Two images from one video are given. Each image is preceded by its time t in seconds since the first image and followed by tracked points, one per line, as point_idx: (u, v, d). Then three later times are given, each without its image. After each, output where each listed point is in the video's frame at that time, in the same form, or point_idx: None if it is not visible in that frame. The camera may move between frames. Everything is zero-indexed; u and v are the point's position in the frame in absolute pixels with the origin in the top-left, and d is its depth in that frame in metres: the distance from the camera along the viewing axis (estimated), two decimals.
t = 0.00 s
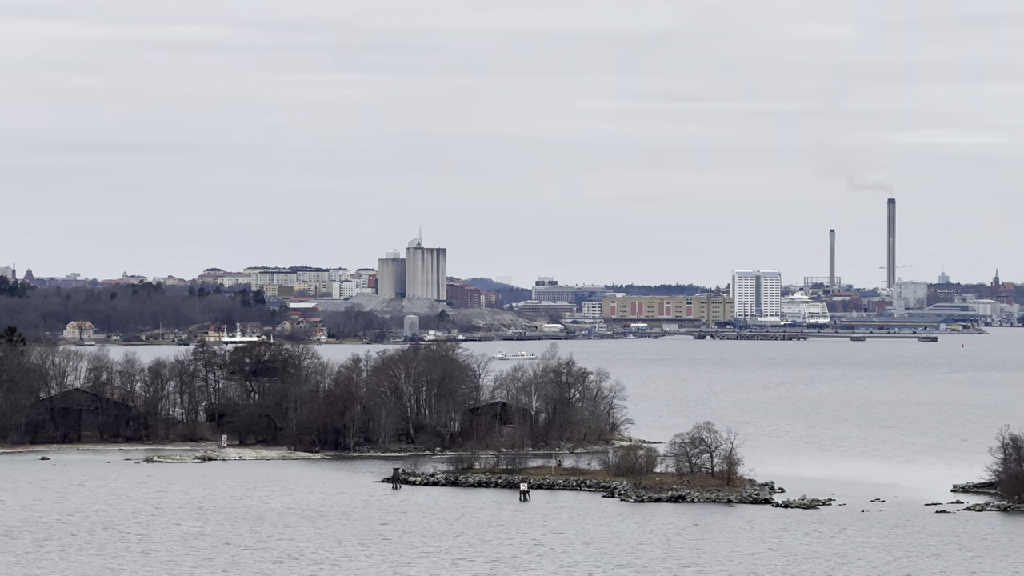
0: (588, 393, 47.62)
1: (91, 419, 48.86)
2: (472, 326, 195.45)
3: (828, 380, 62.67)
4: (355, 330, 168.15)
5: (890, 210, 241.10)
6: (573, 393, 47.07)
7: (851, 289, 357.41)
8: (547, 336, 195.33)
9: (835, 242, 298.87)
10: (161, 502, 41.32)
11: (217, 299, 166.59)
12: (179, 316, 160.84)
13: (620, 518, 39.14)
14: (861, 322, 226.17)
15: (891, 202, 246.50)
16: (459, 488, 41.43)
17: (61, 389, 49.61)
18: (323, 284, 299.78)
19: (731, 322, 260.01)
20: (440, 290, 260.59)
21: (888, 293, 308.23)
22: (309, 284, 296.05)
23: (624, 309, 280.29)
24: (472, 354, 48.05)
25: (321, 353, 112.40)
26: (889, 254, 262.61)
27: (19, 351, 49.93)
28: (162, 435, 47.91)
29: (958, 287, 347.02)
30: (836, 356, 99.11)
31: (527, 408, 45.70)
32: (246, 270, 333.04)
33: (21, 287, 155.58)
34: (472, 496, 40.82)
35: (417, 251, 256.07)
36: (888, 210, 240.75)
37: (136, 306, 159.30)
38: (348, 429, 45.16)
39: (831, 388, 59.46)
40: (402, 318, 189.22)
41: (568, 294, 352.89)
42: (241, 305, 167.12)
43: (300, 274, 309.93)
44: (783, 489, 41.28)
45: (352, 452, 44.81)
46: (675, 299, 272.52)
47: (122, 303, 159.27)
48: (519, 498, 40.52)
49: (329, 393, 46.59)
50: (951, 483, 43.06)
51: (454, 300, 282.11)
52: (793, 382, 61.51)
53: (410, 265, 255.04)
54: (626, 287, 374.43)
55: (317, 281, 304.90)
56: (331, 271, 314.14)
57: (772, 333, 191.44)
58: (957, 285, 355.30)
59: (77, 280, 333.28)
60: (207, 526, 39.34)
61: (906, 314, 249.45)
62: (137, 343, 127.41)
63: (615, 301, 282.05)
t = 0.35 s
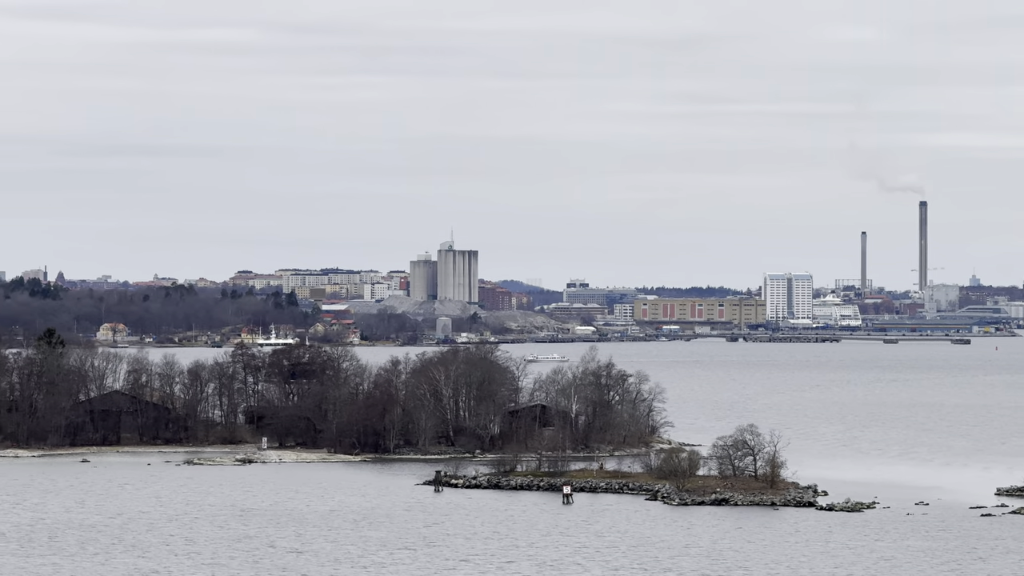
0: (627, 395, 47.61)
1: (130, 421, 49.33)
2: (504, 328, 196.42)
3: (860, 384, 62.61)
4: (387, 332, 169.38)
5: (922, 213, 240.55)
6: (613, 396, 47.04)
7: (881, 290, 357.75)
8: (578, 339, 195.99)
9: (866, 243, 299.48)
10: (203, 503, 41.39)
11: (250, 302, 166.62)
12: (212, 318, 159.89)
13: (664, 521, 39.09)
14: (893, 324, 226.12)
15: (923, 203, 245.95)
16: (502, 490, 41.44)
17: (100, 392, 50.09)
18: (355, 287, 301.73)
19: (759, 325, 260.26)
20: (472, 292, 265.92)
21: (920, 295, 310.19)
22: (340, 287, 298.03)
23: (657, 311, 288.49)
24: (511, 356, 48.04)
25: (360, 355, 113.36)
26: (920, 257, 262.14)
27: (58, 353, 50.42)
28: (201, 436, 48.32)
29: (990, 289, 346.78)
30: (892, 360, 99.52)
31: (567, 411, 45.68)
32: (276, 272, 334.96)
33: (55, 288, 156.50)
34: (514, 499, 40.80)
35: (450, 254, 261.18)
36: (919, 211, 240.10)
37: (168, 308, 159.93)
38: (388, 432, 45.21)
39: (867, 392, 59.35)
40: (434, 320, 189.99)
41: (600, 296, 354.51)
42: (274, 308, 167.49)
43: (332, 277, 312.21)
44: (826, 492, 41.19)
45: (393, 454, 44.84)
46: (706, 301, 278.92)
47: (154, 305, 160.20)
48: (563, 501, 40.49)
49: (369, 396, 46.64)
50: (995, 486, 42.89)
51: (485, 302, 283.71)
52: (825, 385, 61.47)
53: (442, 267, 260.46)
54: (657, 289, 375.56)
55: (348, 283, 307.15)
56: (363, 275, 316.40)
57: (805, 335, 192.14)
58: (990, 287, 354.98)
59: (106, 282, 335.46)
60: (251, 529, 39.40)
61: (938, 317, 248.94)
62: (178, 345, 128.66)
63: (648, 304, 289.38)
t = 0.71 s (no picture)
0: (666, 396, 47.61)
1: (170, 421, 49.70)
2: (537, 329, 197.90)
3: (903, 385, 62.72)
4: (420, 334, 170.61)
5: (955, 214, 239.94)
6: (651, 397, 47.04)
7: (914, 292, 358.49)
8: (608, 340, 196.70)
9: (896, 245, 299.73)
10: (245, 504, 41.51)
11: (283, 304, 168.40)
12: (244, 320, 161.66)
13: (707, 523, 39.00)
14: (927, 326, 226.29)
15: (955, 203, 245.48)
16: (544, 491, 41.46)
17: (139, 392, 50.48)
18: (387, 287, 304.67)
19: (787, 326, 260.89)
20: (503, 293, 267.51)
21: (951, 296, 312.38)
22: (372, 287, 300.74)
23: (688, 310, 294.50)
24: (549, 356, 48.05)
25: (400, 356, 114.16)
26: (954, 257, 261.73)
27: (98, 353, 50.82)
28: (241, 437, 48.64)
29: None
30: (949, 360, 100.37)
31: (607, 411, 45.67)
32: (306, 273, 336.68)
33: (88, 289, 157.65)
34: (557, 500, 40.82)
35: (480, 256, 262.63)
36: (953, 212, 239.60)
37: (201, 309, 161.08)
38: (428, 432, 45.28)
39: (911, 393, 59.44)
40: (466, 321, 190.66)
41: (631, 296, 357.24)
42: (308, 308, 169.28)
43: (365, 278, 315.08)
44: (869, 493, 41.10)
45: (432, 455, 44.89)
46: (738, 304, 283.04)
47: (187, 306, 161.37)
48: (606, 502, 40.47)
49: (409, 396, 46.69)
50: None
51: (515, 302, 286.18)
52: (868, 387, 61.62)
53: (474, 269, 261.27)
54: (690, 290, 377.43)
55: (381, 283, 309.96)
56: (396, 275, 319.22)
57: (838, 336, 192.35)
58: None
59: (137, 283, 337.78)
60: (294, 529, 39.50)
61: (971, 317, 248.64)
62: (218, 347, 129.83)
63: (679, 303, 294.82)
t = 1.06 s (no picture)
0: (703, 396, 47.60)
1: (206, 420, 49.93)
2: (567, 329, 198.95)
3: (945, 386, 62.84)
4: (450, 333, 171.34)
5: (984, 214, 240.06)
6: (689, 397, 47.00)
7: (943, 292, 359.35)
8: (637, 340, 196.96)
9: (925, 244, 299.44)
10: (285, 505, 41.49)
11: (313, 303, 169.77)
12: (275, 319, 162.81)
13: (749, 523, 38.87)
14: (957, 325, 226.69)
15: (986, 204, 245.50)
16: (584, 491, 41.40)
17: (175, 392, 50.74)
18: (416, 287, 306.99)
19: (813, 326, 261.63)
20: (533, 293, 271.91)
21: (982, 297, 313.25)
22: (400, 287, 303.25)
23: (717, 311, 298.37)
24: (586, 356, 48.09)
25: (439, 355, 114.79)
26: (983, 257, 261.78)
27: (135, 353, 51.41)
28: (278, 437, 48.86)
29: None
30: (1000, 359, 100.87)
31: (645, 411, 45.64)
32: (336, 273, 339.47)
33: (120, 288, 158.59)
34: (597, 500, 40.74)
35: (510, 254, 267.85)
36: (982, 212, 239.62)
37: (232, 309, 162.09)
38: (465, 432, 45.28)
39: (954, 395, 59.34)
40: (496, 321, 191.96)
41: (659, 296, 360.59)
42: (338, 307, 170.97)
43: (393, 278, 317.54)
44: (911, 494, 40.95)
45: (470, 455, 44.89)
46: (766, 305, 287.38)
47: (217, 306, 162.38)
48: (646, 502, 40.38)
49: (446, 396, 46.72)
50: None
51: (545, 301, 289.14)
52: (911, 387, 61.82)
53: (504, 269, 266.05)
54: (718, 291, 378.95)
55: (409, 284, 312.18)
56: (424, 276, 321.47)
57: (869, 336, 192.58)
58: None
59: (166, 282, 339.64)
60: (336, 529, 39.47)
61: (1000, 317, 248.87)
62: (255, 347, 130.76)
63: (708, 304, 298.88)
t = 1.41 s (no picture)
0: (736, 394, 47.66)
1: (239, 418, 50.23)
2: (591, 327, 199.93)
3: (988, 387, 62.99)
4: (476, 331, 172.03)
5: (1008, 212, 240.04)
6: (722, 395, 47.04)
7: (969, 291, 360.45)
8: (662, 339, 197.54)
9: (949, 242, 299.33)
10: (320, 501, 41.54)
11: (337, 300, 172.00)
12: (300, 316, 165.36)
13: (786, 521, 38.84)
14: (982, 323, 226.80)
15: (1010, 203, 245.44)
16: (619, 489, 41.41)
17: (207, 391, 51.06)
18: (440, 286, 309.22)
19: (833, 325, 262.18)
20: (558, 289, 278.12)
21: (1006, 295, 313.79)
22: (424, 286, 305.87)
23: (741, 309, 298.63)
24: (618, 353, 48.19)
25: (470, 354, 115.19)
26: (1006, 256, 261.81)
27: (167, 351, 51.61)
28: (311, 435, 49.11)
29: None
30: None
31: (678, 409, 45.69)
32: (361, 272, 342.56)
33: (146, 285, 159.64)
34: (633, 498, 40.73)
35: (535, 251, 273.84)
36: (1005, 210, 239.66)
37: (256, 307, 163.24)
38: (499, 430, 45.38)
39: (999, 395, 59.50)
40: (521, 318, 194.12)
41: (683, 295, 363.60)
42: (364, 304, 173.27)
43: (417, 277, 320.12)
44: (947, 492, 40.87)
45: (504, 453, 45.01)
46: (791, 300, 290.45)
47: (243, 304, 163.38)
48: (683, 500, 40.38)
49: (479, 394, 46.86)
50: None
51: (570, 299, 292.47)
52: (955, 388, 62.03)
53: (529, 266, 272.39)
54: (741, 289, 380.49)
55: (433, 283, 314.52)
56: (448, 274, 323.79)
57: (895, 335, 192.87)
58: None
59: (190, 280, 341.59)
60: (373, 526, 39.50)
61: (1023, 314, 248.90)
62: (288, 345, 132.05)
63: (733, 303, 298.60)
